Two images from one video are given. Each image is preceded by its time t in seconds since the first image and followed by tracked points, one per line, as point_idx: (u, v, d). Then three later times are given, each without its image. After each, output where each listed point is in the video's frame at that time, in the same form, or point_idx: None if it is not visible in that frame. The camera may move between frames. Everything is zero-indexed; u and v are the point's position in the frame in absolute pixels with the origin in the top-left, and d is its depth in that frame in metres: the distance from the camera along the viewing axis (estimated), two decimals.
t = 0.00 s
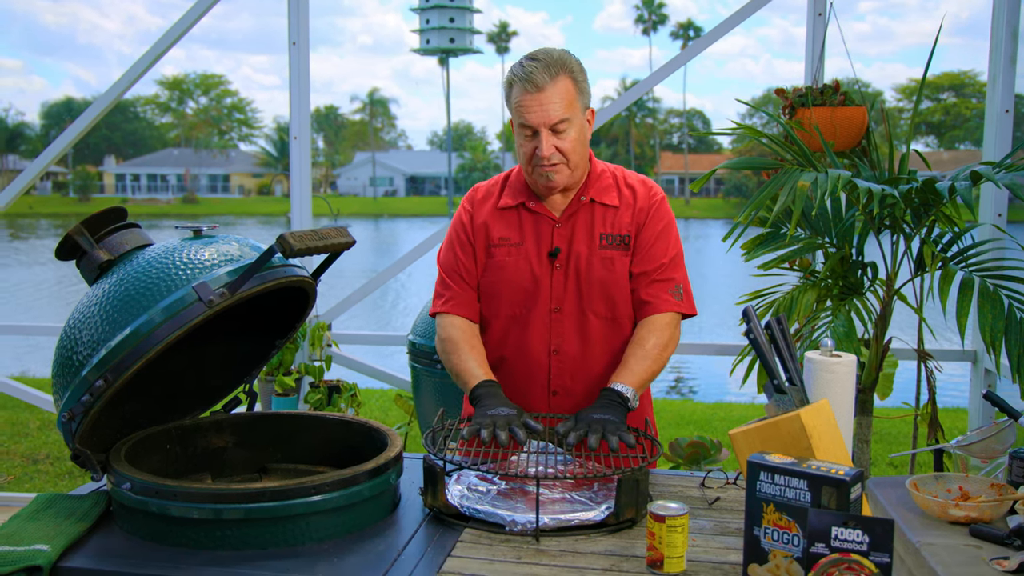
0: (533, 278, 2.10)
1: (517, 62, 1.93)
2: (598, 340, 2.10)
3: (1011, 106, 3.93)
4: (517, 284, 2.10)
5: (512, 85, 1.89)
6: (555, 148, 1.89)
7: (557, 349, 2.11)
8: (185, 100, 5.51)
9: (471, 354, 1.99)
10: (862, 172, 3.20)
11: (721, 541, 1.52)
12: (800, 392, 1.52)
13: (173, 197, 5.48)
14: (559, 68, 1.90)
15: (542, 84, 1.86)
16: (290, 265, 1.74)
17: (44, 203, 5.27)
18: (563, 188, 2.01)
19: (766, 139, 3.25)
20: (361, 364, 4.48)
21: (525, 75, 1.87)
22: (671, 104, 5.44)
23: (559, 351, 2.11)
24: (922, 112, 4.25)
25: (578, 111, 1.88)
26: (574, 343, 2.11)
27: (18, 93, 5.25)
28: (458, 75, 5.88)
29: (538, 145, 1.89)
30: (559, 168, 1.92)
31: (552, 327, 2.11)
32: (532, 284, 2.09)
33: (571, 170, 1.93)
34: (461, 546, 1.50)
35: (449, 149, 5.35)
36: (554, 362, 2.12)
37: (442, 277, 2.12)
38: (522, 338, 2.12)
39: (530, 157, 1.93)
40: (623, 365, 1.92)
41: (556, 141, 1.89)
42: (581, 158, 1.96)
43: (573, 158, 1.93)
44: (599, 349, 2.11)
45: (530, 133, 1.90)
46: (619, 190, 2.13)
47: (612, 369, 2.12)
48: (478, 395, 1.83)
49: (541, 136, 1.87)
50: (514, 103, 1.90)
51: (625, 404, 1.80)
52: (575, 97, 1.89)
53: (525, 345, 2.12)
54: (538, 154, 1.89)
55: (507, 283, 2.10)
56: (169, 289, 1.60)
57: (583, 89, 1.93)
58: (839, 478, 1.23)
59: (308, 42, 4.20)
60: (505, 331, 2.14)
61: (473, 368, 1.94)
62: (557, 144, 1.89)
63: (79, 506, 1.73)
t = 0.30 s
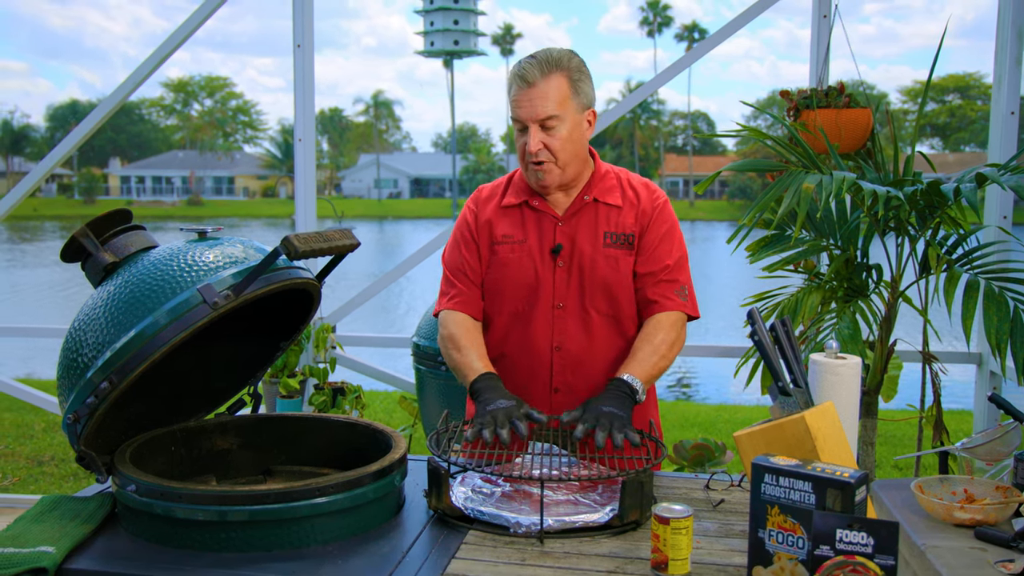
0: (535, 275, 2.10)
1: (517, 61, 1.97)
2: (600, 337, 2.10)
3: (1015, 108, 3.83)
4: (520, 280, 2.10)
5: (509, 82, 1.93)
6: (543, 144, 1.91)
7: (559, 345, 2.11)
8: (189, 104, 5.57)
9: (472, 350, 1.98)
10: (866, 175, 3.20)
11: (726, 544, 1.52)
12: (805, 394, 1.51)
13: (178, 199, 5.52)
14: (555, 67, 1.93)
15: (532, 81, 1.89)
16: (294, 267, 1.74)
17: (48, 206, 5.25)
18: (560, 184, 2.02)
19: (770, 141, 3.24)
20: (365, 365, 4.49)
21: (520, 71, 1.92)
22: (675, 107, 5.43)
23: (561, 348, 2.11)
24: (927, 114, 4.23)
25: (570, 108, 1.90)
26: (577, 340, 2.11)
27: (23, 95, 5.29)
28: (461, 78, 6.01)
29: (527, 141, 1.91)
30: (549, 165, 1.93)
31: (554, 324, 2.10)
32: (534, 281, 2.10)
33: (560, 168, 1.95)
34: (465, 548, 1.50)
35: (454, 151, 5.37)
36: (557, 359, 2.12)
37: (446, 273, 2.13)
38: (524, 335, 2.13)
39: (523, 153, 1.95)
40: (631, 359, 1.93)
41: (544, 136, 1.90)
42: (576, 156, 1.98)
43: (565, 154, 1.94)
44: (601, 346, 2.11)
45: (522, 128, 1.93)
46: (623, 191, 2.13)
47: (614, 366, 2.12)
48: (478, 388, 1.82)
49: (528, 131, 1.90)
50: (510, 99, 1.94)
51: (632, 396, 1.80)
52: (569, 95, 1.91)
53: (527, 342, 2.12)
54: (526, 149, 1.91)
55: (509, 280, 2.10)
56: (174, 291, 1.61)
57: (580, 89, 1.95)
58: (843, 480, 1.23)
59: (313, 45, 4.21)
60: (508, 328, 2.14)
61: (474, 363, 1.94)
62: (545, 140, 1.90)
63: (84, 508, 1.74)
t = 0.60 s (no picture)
0: (535, 271, 2.10)
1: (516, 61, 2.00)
2: (600, 333, 2.08)
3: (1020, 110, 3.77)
4: (519, 277, 2.10)
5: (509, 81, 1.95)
6: (545, 139, 1.92)
7: (558, 341, 2.09)
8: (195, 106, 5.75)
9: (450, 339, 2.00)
10: (871, 176, 3.19)
11: (730, 546, 1.52)
12: (808, 396, 1.52)
13: (182, 201, 5.47)
14: (555, 64, 1.95)
15: (532, 77, 1.91)
16: (298, 268, 1.75)
17: (53, 207, 5.28)
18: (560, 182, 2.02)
19: (774, 143, 3.24)
20: (369, 367, 4.48)
21: (520, 70, 1.94)
22: (679, 107, 5.60)
23: (560, 344, 2.09)
24: (931, 115, 4.27)
25: (570, 103, 1.91)
26: (577, 337, 2.09)
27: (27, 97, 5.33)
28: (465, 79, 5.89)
29: (527, 137, 1.92)
30: (551, 160, 1.94)
31: (553, 320, 2.09)
32: (534, 276, 2.10)
33: (562, 163, 1.95)
34: (469, 550, 1.50)
35: (457, 152, 5.39)
36: (556, 356, 2.10)
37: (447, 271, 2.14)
38: (523, 332, 2.12)
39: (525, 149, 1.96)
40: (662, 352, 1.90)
41: (544, 132, 1.92)
42: (577, 152, 1.99)
43: (565, 150, 1.95)
44: (601, 344, 2.09)
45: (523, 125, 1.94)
46: (626, 190, 2.13)
47: (615, 363, 2.10)
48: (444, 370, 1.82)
49: (529, 128, 1.91)
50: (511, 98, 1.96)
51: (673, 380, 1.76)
52: (569, 91, 1.93)
53: (526, 338, 2.11)
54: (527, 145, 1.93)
55: (509, 277, 2.11)
56: (178, 293, 1.61)
57: (580, 86, 1.97)
58: (847, 482, 1.23)
59: (316, 47, 4.22)
60: (507, 325, 2.14)
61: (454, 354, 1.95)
62: (547, 135, 1.92)
63: (88, 509, 1.74)
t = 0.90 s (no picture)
0: (533, 268, 2.10)
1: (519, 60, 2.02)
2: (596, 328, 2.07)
3: None
4: (517, 274, 2.11)
5: (515, 76, 1.96)
6: (558, 128, 1.93)
7: (553, 337, 2.08)
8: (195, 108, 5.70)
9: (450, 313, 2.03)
10: (873, 177, 3.19)
11: (732, 547, 1.52)
12: (811, 398, 1.52)
13: (184, 203, 5.41)
14: (561, 59, 1.98)
15: (541, 68, 1.93)
16: (301, 270, 1.75)
17: (57, 208, 5.45)
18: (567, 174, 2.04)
19: (777, 145, 3.24)
20: (371, 369, 4.48)
21: (526, 64, 1.96)
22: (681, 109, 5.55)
23: (556, 340, 2.08)
24: (934, 116, 4.38)
25: (578, 93, 1.94)
26: (572, 333, 2.07)
27: (30, 99, 5.39)
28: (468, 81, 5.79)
29: (541, 127, 1.93)
30: (564, 148, 1.95)
31: (549, 316, 2.08)
32: (531, 273, 2.10)
33: (574, 151, 1.97)
34: (471, 552, 1.50)
35: (460, 154, 5.40)
36: (551, 352, 2.08)
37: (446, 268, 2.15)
38: (519, 329, 2.11)
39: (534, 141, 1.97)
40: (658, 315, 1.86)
41: (558, 120, 1.93)
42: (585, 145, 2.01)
43: (576, 139, 1.96)
44: (597, 339, 2.07)
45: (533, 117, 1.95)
46: (625, 188, 2.13)
47: (610, 359, 2.07)
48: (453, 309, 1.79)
49: (544, 116, 1.92)
50: (517, 92, 1.97)
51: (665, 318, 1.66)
52: (575, 83, 1.96)
53: (523, 335, 2.10)
54: (541, 132, 1.93)
55: (507, 274, 2.11)
56: (180, 294, 1.61)
57: (585, 81, 2.00)
58: (850, 483, 1.23)
59: (319, 48, 4.22)
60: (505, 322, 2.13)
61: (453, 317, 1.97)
62: (559, 123, 1.93)
63: (90, 511, 1.74)
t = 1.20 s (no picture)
0: (540, 266, 2.10)
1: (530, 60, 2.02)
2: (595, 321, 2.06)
3: None
4: (521, 272, 2.11)
5: (527, 77, 1.97)
6: (572, 127, 1.94)
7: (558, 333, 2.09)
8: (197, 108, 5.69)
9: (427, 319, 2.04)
10: (875, 179, 3.18)
11: (734, 548, 1.52)
12: (813, 399, 1.52)
13: (187, 203, 5.59)
14: (572, 60, 1.98)
15: (553, 68, 1.94)
16: (302, 271, 1.75)
17: (58, 210, 5.36)
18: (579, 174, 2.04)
19: (779, 146, 3.23)
20: (374, 371, 4.48)
21: (538, 64, 1.97)
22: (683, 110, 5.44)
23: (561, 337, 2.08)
24: (937, 118, 4.29)
25: (590, 93, 1.95)
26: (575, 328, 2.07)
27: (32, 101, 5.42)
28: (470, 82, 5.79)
29: (555, 126, 1.94)
30: (577, 148, 1.96)
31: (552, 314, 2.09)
32: (536, 270, 2.10)
33: (588, 151, 1.97)
34: (473, 553, 1.50)
35: (461, 155, 5.39)
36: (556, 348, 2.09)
37: (451, 272, 2.18)
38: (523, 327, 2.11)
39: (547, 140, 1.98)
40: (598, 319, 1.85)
41: (571, 119, 1.93)
42: (597, 145, 2.02)
43: (589, 139, 1.97)
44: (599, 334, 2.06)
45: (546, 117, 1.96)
46: (631, 186, 2.13)
47: (614, 351, 2.07)
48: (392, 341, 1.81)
49: (556, 115, 1.92)
50: (529, 92, 1.97)
51: (567, 329, 1.70)
52: (587, 83, 1.96)
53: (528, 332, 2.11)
54: (555, 132, 1.94)
55: (512, 272, 2.12)
56: (182, 296, 1.61)
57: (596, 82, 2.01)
58: (853, 485, 1.23)
59: (321, 49, 4.22)
60: (511, 320, 2.14)
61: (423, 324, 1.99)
62: (573, 122, 1.93)
63: (93, 512, 1.74)
